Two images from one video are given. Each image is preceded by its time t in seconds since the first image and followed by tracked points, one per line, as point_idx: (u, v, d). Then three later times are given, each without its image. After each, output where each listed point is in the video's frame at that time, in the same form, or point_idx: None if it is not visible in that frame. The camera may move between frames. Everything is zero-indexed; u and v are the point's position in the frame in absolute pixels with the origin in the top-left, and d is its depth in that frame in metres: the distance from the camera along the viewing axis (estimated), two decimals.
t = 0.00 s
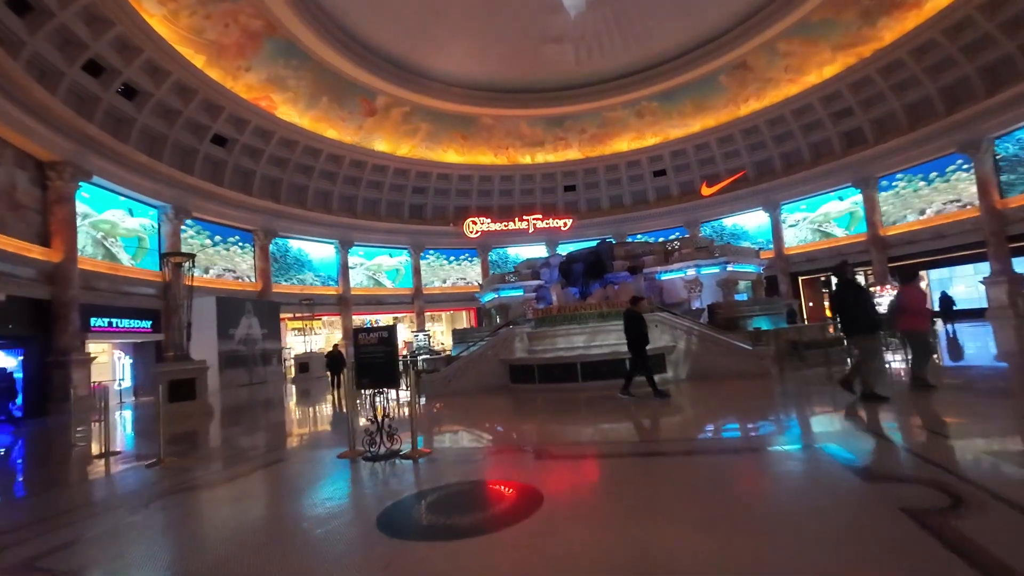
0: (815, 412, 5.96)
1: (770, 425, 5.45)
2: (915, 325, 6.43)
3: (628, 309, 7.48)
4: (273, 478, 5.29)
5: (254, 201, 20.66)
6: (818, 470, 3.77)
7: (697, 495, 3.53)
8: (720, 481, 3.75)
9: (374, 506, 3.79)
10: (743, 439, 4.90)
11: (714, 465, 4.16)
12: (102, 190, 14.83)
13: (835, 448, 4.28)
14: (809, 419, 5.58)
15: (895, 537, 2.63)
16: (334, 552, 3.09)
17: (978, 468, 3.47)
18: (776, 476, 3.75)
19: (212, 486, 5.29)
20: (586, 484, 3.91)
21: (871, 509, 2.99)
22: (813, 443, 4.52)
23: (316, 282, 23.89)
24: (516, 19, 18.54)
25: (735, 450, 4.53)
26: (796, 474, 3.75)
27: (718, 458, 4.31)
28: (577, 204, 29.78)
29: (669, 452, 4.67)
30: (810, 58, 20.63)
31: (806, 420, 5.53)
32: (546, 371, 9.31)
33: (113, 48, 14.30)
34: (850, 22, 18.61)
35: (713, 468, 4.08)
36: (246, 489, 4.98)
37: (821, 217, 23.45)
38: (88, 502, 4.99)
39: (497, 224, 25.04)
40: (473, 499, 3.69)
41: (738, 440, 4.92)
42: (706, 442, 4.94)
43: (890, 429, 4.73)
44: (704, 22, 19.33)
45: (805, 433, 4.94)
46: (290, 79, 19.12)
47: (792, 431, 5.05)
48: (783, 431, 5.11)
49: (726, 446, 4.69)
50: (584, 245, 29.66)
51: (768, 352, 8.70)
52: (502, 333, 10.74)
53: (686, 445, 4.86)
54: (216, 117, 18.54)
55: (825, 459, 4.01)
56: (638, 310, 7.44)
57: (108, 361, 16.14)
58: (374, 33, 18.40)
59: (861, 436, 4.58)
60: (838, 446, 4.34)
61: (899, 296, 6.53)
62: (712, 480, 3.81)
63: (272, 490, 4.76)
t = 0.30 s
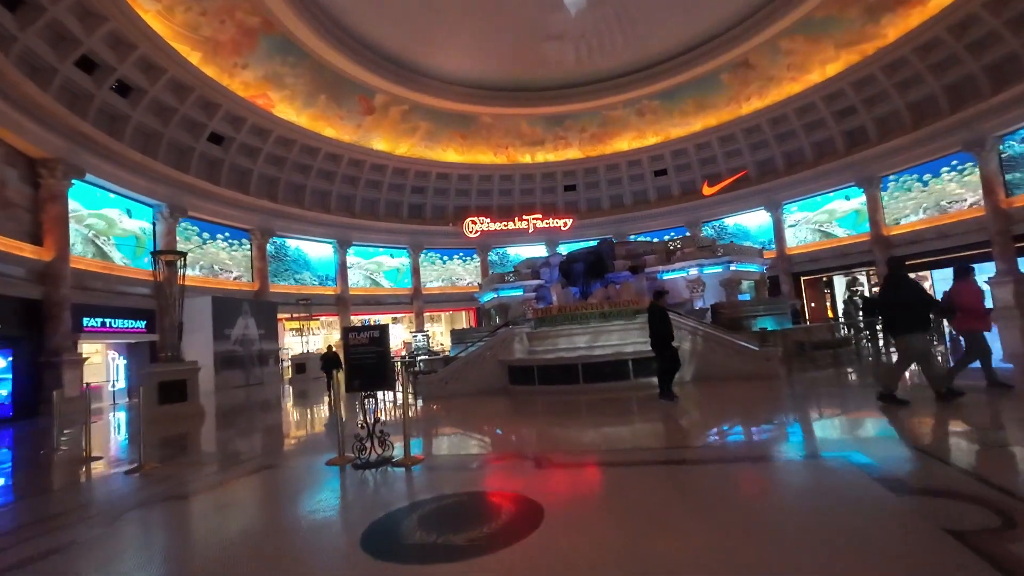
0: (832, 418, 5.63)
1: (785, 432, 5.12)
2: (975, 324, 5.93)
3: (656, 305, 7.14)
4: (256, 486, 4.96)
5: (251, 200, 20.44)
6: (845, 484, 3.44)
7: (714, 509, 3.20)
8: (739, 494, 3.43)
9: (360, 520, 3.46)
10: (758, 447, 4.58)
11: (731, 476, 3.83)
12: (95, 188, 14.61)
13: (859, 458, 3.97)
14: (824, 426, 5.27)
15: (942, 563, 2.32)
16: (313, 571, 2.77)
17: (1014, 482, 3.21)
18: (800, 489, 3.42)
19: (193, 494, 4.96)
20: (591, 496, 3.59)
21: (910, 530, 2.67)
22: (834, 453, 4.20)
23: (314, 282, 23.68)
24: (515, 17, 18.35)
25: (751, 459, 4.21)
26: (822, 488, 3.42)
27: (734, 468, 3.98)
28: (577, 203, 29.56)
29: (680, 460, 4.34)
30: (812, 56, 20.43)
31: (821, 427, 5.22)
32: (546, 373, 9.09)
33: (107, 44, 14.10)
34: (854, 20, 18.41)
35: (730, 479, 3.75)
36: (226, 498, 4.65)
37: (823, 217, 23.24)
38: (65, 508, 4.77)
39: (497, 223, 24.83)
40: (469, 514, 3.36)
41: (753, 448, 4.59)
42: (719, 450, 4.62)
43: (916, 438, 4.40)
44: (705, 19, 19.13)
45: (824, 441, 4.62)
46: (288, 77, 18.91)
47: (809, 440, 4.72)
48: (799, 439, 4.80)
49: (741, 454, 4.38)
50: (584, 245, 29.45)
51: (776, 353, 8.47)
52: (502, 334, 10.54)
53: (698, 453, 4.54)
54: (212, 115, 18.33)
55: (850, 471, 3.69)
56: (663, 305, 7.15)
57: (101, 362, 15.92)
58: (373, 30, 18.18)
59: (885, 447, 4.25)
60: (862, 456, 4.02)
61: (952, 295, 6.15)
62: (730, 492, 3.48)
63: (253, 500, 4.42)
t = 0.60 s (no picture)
0: (838, 429, 5.36)
1: (801, 445, 4.80)
2: None
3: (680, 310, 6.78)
4: (238, 501, 4.56)
5: (248, 200, 20.25)
6: (879, 507, 3.11)
7: (738, 536, 2.87)
8: (763, 517, 3.09)
9: (344, 545, 3.13)
10: (776, 462, 4.24)
11: (753, 495, 3.49)
12: (89, 188, 14.40)
13: (886, 475, 3.66)
14: (837, 438, 4.98)
15: None
16: None
17: None
18: (831, 512, 3.08)
19: (169, 508, 4.59)
20: (598, 517, 3.27)
21: (955, 561, 2.39)
22: (859, 469, 3.88)
23: (313, 283, 23.52)
24: (516, 16, 18.17)
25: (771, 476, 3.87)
26: (852, 508, 3.13)
27: (757, 487, 3.64)
28: (577, 204, 29.38)
29: (695, 478, 3.99)
30: (814, 56, 20.25)
31: (836, 440, 4.92)
32: (546, 377, 8.91)
33: (102, 42, 13.93)
34: (856, 19, 18.23)
35: (753, 500, 3.40)
36: (204, 514, 4.26)
37: (825, 218, 23.07)
38: (48, 516, 4.60)
39: (497, 224, 24.66)
40: (464, 540, 3.03)
41: (771, 462, 4.27)
42: (735, 465, 4.28)
43: (945, 454, 4.09)
44: (706, 19, 18.96)
45: (845, 456, 4.30)
46: (286, 76, 18.70)
47: (828, 453, 4.41)
48: (816, 452, 4.49)
49: (759, 471, 4.05)
50: (584, 246, 29.29)
51: (782, 357, 8.29)
52: (501, 336, 10.38)
53: (713, 469, 4.21)
54: (209, 114, 18.15)
55: (882, 491, 3.36)
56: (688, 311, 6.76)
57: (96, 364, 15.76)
58: (372, 30, 18.00)
59: (913, 462, 3.94)
60: (889, 473, 3.71)
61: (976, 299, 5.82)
62: (756, 515, 3.14)
63: (232, 518, 4.04)
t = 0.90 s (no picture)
0: (843, 432, 5.16)
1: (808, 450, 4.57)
2: None
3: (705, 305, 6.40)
4: (210, 511, 4.24)
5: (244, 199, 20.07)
6: (902, 522, 2.83)
7: (750, 555, 2.57)
8: (776, 532, 2.80)
9: (328, 557, 2.95)
10: (786, 470, 3.96)
11: (765, 508, 3.19)
12: (80, 187, 14.21)
13: (905, 487, 3.38)
14: (842, 442, 4.78)
15: None
16: None
17: None
18: (851, 529, 2.79)
19: (135, 516, 4.26)
20: (593, 533, 2.98)
21: None
22: (876, 479, 3.59)
23: (310, 283, 23.34)
24: (514, 15, 18.01)
25: (782, 486, 3.58)
26: (866, 518, 2.95)
27: (769, 499, 3.34)
28: (577, 204, 29.21)
29: (701, 489, 3.69)
30: (815, 56, 20.13)
31: (840, 444, 4.72)
32: (544, 380, 8.72)
33: (94, 40, 13.75)
34: (858, 19, 18.09)
35: (767, 513, 3.10)
36: (171, 524, 3.93)
37: (826, 218, 22.92)
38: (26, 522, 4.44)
39: (495, 225, 24.48)
40: (446, 564, 2.75)
41: (780, 469, 4.00)
42: (743, 474, 3.98)
43: (965, 464, 3.83)
44: (706, 17, 18.82)
45: (859, 464, 4.04)
46: (282, 75, 18.51)
47: (837, 460, 4.18)
48: (824, 458, 4.27)
49: (768, 480, 3.75)
50: (583, 247, 29.13)
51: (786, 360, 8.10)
52: (498, 338, 10.22)
53: (719, 478, 3.91)
54: (205, 113, 17.98)
55: (902, 505, 3.08)
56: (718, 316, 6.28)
57: (88, 365, 15.58)
58: (369, 28, 17.83)
59: (930, 472, 3.68)
60: (908, 485, 3.42)
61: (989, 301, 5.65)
62: (762, 523, 2.97)
63: (201, 530, 3.72)
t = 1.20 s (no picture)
0: (849, 437, 4.96)
1: (817, 456, 4.35)
2: None
3: (727, 308, 6.37)
4: (168, 528, 3.86)
5: (241, 199, 19.91)
6: (929, 551, 2.48)
7: None
8: (790, 563, 2.45)
9: None
10: (797, 482, 3.60)
11: (776, 531, 2.82)
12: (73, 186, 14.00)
13: (927, 503, 3.05)
14: (844, 446, 4.67)
15: None
16: None
17: None
18: (874, 560, 2.43)
19: (89, 533, 3.90)
20: (580, 560, 2.65)
21: None
22: (897, 494, 3.24)
23: (307, 284, 23.20)
24: (514, 14, 17.90)
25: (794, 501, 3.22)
26: (885, 531, 2.74)
27: (781, 519, 2.97)
28: (576, 205, 29.06)
29: (704, 504, 3.33)
30: (815, 55, 20.00)
31: (841, 448, 4.61)
32: (542, 384, 8.57)
33: (88, 38, 13.60)
34: (858, 18, 17.98)
35: (778, 539, 2.73)
36: (121, 546, 3.55)
37: (827, 219, 22.77)
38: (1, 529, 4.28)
39: (494, 226, 24.31)
40: None
41: (791, 481, 3.69)
42: (750, 486, 3.63)
43: (990, 475, 3.55)
44: (706, 17, 18.70)
45: (876, 475, 3.70)
46: (279, 74, 18.37)
47: (845, 465, 4.01)
48: (828, 463, 4.14)
49: (775, 487, 3.53)
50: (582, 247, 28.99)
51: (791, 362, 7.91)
52: (495, 339, 10.08)
53: (726, 488, 3.60)
54: (201, 112, 17.83)
55: (930, 528, 2.73)
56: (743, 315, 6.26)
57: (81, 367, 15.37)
58: (367, 27, 17.72)
59: (954, 484, 3.36)
60: (933, 501, 3.07)
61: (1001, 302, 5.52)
62: (771, 535, 2.77)
63: (149, 554, 3.33)
